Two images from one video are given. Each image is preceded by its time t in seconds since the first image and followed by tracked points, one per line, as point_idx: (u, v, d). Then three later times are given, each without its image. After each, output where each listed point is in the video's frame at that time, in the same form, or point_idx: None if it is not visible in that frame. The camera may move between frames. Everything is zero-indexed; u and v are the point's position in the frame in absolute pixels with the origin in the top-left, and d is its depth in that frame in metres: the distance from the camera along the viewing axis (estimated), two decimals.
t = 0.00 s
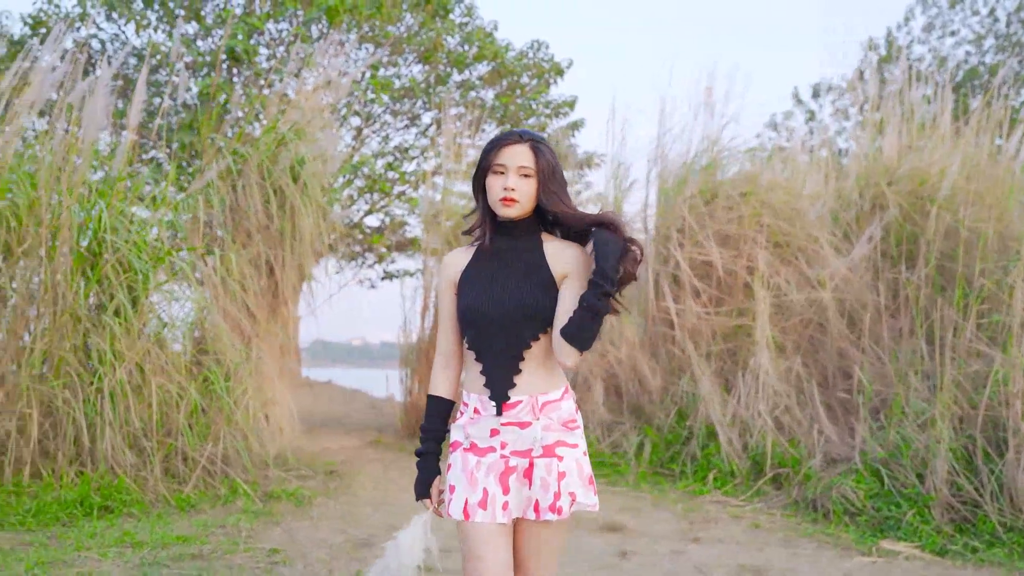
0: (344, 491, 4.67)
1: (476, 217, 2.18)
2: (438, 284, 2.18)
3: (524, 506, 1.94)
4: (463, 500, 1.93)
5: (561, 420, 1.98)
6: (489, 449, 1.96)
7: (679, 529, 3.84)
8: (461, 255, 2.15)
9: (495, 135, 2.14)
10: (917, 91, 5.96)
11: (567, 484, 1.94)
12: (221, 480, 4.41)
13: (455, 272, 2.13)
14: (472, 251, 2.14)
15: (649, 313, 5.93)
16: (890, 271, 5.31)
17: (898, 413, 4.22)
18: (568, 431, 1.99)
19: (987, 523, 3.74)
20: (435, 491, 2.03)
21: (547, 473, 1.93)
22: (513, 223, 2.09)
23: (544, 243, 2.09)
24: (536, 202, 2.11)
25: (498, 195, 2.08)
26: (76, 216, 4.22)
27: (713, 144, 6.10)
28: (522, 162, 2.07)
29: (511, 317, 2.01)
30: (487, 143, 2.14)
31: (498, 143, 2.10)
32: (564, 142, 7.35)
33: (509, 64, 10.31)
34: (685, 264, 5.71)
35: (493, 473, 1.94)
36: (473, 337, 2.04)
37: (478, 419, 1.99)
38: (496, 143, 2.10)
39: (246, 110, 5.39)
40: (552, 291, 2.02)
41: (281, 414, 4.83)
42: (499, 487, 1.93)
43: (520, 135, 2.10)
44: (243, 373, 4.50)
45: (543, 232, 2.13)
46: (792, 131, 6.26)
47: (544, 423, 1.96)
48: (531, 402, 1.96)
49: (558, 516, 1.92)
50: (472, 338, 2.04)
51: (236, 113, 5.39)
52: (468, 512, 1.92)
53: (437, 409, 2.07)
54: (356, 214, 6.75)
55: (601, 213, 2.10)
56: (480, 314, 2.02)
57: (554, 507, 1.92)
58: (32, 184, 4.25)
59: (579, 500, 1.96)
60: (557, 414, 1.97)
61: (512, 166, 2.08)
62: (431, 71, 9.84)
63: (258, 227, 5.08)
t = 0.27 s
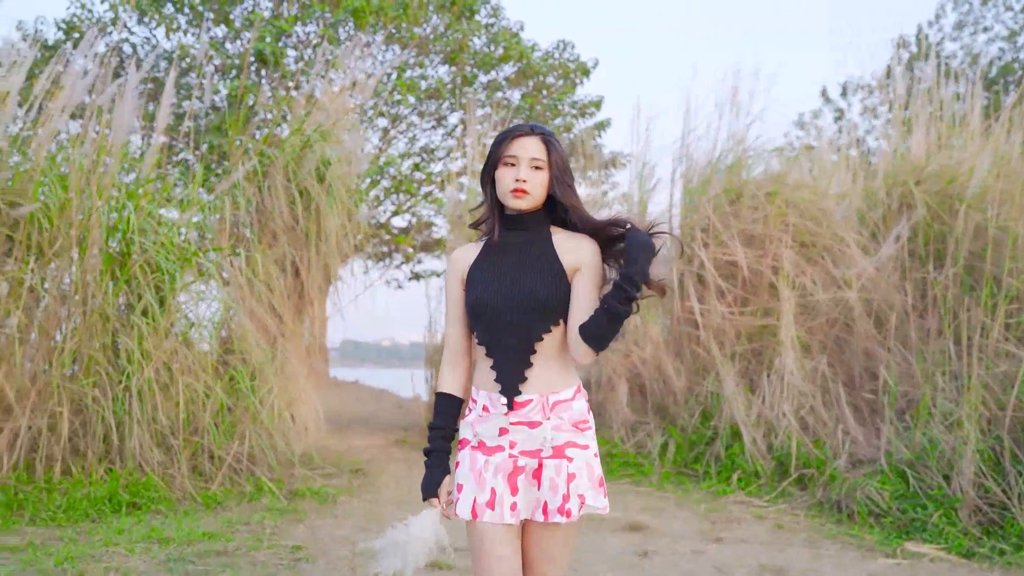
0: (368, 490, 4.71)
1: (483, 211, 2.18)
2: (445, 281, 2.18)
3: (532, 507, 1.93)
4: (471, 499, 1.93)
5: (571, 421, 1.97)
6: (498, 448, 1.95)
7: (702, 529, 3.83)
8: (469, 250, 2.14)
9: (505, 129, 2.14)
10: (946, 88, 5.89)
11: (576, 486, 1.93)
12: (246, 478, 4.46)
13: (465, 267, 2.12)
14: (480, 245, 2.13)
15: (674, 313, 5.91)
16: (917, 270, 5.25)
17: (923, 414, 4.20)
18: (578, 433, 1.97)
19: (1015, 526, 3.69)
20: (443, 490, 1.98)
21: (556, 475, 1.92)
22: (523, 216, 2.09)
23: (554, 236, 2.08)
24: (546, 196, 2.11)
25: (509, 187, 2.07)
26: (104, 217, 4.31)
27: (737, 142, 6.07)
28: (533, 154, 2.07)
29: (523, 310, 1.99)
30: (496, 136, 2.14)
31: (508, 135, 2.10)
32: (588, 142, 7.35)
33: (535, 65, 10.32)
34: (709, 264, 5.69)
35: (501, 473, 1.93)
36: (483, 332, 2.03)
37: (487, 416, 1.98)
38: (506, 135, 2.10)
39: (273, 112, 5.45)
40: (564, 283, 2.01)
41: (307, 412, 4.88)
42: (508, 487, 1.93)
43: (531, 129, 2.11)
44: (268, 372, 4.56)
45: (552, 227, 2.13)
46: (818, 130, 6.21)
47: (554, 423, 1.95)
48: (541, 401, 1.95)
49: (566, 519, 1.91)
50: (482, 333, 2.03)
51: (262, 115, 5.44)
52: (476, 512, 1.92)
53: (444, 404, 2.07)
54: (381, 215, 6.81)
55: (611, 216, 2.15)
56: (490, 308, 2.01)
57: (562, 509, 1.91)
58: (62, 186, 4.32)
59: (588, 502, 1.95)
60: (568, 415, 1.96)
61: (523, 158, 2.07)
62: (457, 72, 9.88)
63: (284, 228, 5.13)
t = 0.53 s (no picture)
0: (395, 489, 4.74)
1: (490, 210, 2.16)
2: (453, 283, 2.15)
3: (541, 513, 1.88)
4: (480, 504, 1.91)
5: (582, 425, 1.93)
6: (507, 452, 1.92)
7: (726, 531, 3.81)
8: (477, 250, 2.11)
9: (514, 127, 2.13)
10: (979, 85, 5.80)
11: (587, 491, 1.89)
12: (274, 477, 4.52)
13: (473, 267, 2.10)
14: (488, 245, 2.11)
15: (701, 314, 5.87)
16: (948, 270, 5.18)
17: (952, 416, 4.21)
18: (589, 437, 1.93)
19: None
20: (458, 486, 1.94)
21: (566, 480, 1.88)
22: (532, 215, 2.07)
23: (565, 235, 2.05)
24: (555, 195, 2.10)
25: (519, 185, 2.06)
26: (134, 219, 4.37)
27: (765, 142, 6.03)
28: (544, 153, 2.07)
29: (532, 310, 1.97)
30: (505, 135, 2.13)
31: (518, 134, 2.09)
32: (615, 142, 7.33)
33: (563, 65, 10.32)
34: (735, 264, 5.65)
35: (510, 477, 1.90)
36: (491, 333, 2.00)
37: (497, 420, 1.95)
38: (516, 133, 2.10)
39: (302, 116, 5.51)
40: (575, 281, 1.98)
41: (334, 412, 4.93)
42: (517, 492, 1.89)
43: (541, 127, 2.10)
44: (296, 372, 4.61)
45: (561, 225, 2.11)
46: (848, 128, 6.15)
47: (564, 427, 1.91)
48: (552, 405, 1.92)
49: (576, 525, 1.86)
50: (491, 334, 2.00)
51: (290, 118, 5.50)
52: (485, 516, 1.90)
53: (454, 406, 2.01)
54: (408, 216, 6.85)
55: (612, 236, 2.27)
56: (499, 308, 1.98)
57: (572, 514, 1.86)
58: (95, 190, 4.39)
59: (599, 509, 1.90)
60: (579, 418, 1.93)
61: (534, 156, 2.07)
62: (486, 73, 9.91)
63: (311, 230, 5.19)
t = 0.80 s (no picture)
0: (415, 489, 4.77)
1: (494, 209, 2.15)
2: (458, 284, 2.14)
3: (550, 510, 1.85)
4: (490, 505, 1.89)
5: (588, 422, 1.92)
6: (515, 452, 1.91)
7: (744, 532, 3.80)
8: (481, 250, 2.11)
9: (517, 125, 2.13)
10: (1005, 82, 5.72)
11: (595, 487, 1.87)
12: (295, 476, 4.57)
13: (476, 268, 2.09)
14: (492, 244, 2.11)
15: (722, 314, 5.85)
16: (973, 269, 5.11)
17: (975, 418, 4.20)
18: (596, 434, 1.92)
19: None
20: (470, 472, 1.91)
21: (573, 476, 1.86)
22: (537, 215, 2.07)
23: (570, 235, 2.06)
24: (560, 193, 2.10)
25: (525, 183, 2.06)
26: (158, 221, 4.42)
27: (787, 141, 5.99)
28: (549, 150, 2.07)
29: (538, 310, 1.97)
30: (509, 133, 2.12)
31: (522, 131, 2.09)
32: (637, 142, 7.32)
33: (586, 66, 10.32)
34: (756, 264, 5.62)
35: (518, 477, 1.88)
36: (496, 333, 2.00)
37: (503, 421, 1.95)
38: (521, 131, 2.09)
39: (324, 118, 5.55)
40: (582, 283, 1.99)
41: (354, 412, 4.97)
42: (525, 491, 1.87)
43: (545, 125, 2.10)
44: (317, 373, 4.65)
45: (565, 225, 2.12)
46: (871, 127, 6.09)
47: (570, 425, 1.90)
48: (558, 403, 1.91)
49: (586, 518, 1.84)
50: (495, 334, 2.00)
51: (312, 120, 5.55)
52: (495, 517, 1.89)
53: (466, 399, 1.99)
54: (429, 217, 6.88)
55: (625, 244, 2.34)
56: (505, 309, 1.98)
57: (581, 508, 1.84)
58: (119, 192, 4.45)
59: (607, 506, 1.88)
60: (585, 416, 1.92)
61: (540, 154, 2.06)
62: (508, 74, 9.93)
63: (333, 231, 5.22)
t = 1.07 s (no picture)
0: (434, 489, 4.81)
1: (496, 210, 2.15)
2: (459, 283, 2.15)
3: (549, 505, 1.85)
4: (494, 505, 1.92)
5: (588, 420, 1.92)
6: (516, 452, 1.92)
7: (761, 533, 3.79)
8: (483, 250, 2.11)
9: (518, 125, 2.13)
10: None
11: (593, 480, 1.87)
12: (315, 477, 4.63)
13: (478, 268, 2.10)
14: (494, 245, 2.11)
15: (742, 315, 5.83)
16: (997, 269, 5.05)
17: (997, 421, 4.22)
18: (595, 430, 1.93)
19: None
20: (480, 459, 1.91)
21: (572, 469, 1.87)
22: (539, 216, 2.07)
23: (571, 236, 2.06)
24: (562, 194, 2.10)
25: (527, 184, 2.06)
26: (180, 224, 4.49)
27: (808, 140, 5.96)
28: (551, 150, 2.07)
29: (538, 312, 1.97)
30: (510, 133, 2.13)
31: (524, 131, 2.09)
32: (657, 143, 7.32)
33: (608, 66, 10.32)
34: (776, 265, 5.60)
35: (520, 477, 1.90)
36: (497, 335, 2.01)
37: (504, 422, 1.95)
38: (522, 131, 2.09)
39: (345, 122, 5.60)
40: (584, 283, 1.99)
41: (374, 413, 5.01)
42: (525, 489, 1.89)
43: (547, 125, 2.10)
44: (337, 373, 4.69)
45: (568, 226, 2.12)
46: (895, 126, 6.04)
47: (571, 423, 1.90)
48: (558, 402, 1.91)
49: (585, 508, 1.84)
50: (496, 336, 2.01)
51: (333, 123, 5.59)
52: (498, 517, 1.91)
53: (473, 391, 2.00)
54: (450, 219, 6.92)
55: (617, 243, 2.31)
56: (505, 311, 1.98)
57: (579, 499, 1.83)
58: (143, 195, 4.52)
59: (605, 500, 1.88)
60: (584, 413, 1.92)
61: (542, 154, 2.07)
62: (530, 76, 9.95)
63: (353, 233, 5.27)
